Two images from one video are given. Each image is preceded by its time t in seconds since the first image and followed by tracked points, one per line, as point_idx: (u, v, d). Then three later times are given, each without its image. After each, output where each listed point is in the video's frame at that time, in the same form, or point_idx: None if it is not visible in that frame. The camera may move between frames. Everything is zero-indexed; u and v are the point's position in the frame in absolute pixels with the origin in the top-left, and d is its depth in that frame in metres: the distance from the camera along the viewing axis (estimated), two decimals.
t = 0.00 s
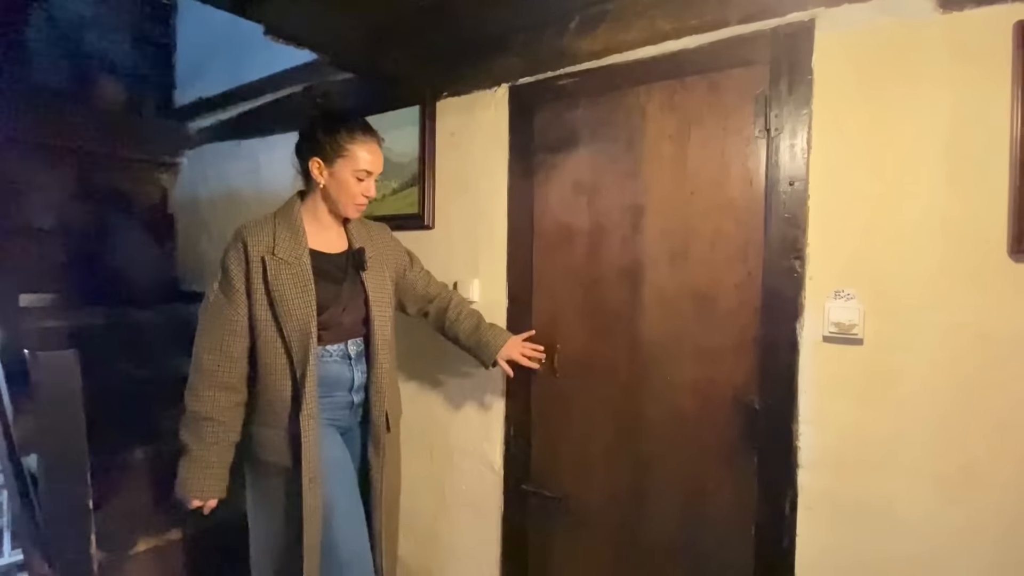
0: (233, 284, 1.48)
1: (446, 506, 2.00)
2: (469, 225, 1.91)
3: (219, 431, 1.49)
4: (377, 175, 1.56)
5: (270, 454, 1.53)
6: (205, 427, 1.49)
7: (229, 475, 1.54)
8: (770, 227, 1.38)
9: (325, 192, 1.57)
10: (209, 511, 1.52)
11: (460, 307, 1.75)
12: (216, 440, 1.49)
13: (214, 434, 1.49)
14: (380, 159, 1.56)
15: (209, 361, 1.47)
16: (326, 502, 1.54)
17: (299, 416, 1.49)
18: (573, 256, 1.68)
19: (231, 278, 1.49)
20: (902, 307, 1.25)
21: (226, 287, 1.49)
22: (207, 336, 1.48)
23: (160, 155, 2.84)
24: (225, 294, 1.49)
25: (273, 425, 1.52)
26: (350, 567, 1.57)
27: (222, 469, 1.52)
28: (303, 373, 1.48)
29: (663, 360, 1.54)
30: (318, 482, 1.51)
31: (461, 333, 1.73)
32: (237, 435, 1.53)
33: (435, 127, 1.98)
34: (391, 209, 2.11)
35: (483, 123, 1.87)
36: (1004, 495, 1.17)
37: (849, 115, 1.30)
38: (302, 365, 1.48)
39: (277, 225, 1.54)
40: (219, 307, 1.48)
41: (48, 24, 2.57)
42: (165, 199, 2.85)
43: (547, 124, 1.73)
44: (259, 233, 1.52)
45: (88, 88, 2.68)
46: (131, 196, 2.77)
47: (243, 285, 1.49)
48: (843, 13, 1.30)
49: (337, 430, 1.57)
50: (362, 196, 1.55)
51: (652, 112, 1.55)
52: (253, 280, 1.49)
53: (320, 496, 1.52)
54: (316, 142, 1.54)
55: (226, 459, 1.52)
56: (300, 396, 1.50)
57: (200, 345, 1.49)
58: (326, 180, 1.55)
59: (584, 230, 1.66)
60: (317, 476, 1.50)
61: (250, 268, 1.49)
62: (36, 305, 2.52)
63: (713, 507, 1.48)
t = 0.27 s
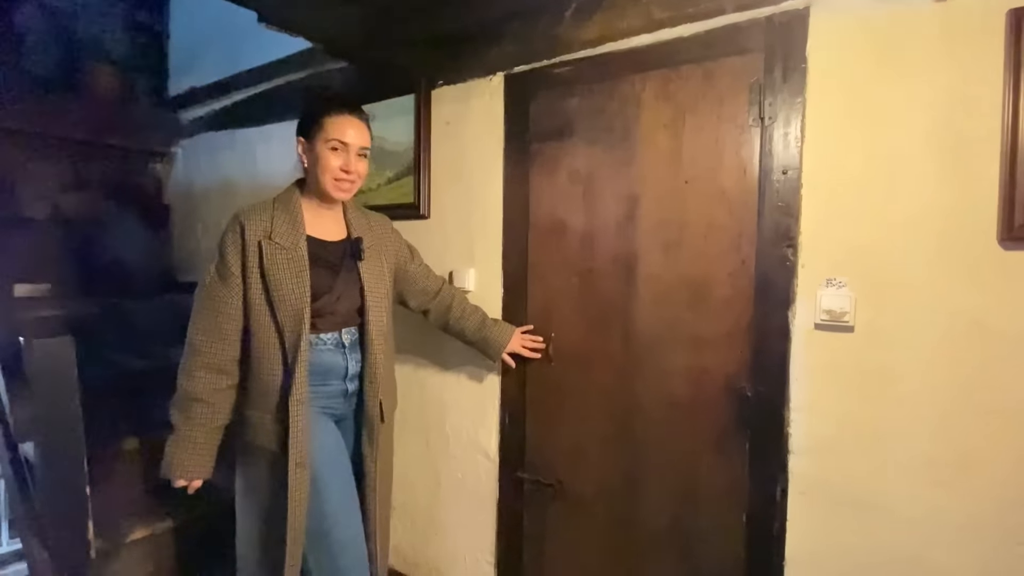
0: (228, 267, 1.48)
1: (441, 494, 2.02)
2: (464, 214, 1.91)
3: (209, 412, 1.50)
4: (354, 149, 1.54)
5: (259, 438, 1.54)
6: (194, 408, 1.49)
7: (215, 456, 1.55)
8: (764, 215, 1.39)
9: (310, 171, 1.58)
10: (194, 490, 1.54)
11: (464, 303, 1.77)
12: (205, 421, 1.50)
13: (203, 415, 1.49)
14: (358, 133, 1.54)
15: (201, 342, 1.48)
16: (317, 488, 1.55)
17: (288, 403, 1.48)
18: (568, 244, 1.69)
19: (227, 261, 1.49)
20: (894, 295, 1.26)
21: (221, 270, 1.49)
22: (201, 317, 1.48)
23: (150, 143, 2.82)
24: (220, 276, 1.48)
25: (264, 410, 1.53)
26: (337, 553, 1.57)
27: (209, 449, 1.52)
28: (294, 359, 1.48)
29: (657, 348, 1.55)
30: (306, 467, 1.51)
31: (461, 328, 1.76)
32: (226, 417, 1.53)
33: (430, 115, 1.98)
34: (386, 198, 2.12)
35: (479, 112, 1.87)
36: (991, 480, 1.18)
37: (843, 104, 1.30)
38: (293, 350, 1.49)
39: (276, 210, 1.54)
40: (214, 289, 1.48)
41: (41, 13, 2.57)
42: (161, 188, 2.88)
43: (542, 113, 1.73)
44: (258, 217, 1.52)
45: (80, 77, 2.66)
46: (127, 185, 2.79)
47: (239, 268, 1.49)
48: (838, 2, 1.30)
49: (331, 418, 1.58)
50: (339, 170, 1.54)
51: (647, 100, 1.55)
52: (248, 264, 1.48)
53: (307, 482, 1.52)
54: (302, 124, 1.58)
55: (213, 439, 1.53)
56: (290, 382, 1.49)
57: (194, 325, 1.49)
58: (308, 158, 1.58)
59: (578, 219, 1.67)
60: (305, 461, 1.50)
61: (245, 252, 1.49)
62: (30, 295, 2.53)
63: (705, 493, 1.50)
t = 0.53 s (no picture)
0: (224, 255, 1.48)
1: (439, 484, 2.03)
2: (462, 205, 1.91)
3: (204, 400, 1.50)
4: (336, 125, 1.55)
5: (254, 427, 1.54)
6: (191, 396, 1.49)
7: (212, 446, 1.54)
8: (761, 206, 1.39)
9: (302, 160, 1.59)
10: (192, 479, 1.53)
11: (462, 295, 1.77)
12: (201, 410, 1.50)
13: (199, 403, 1.49)
14: (339, 110, 1.56)
15: (197, 330, 1.48)
16: (314, 479, 1.56)
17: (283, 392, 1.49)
18: (566, 236, 1.69)
19: (223, 249, 1.49)
20: (891, 287, 1.26)
21: (218, 258, 1.49)
22: (198, 305, 1.49)
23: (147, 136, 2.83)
24: (217, 265, 1.49)
25: (260, 399, 1.52)
26: (335, 541, 1.58)
27: (206, 438, 1.52)
28: (288, 348, 1.48)
29: (654, 339, 1.55)
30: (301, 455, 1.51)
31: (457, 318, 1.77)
32: (222, 406, 1.53)
33: (428, 107, 1.97)
34: (384, 189, 2.11)
35: (476, 102, 1.86)
36: (986, 469, 1.19)
37: (841, 94, 1.30)
38: (288, 339, 1.49)
39: (272, 199, 1.54)
40: (211, 277, 1.49)
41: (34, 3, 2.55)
42: (157, 180, 2.86)
43: (540, 103, 1.72)
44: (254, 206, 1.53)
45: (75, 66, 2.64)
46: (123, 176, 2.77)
47: (235, 256, 1.49)
48: None
49: (329, 410, 1.58)
50: (323, 147, 1.54)
51: (646, 91, 1.54)
52: (244, 252, 1.48)
53: (302, 471, 1.52)
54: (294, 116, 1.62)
55: (210, 428, 1.53)
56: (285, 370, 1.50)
57: (190, 314, 1.49)
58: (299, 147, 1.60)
59: (576, 210, 1.67)
60: (299, 451, 1.51)
61: (241, 240, 1.49)
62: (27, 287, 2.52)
63: (702, 484, 1.50)
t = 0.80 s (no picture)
0: (218, 243, 1.47)
1: (437, 476, 2.03)
2: (460, 196, 1.90)
3: (199, 390, 1.49)
4: (330, 110, 1.55)
5: (253, 417, 1.54)
6: (185, 386, 1.48)
7: (207, 436, 1.54)
8: (760, 196, 1.38)
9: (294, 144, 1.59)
10: (182, 470, 1.51)
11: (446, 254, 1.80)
12: (196, 400, 1.49)
13: (194, 393, 1.48)
14: (334, 96, 1.57)
15: (192, 319, 1.47)
16: (314, 470, 1.55)
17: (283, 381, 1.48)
18: (563, 226, 1.68)
19: (216, 237, 1.48)
20: (890, 278, 1.25)
21: (211, 247, 1.48)
22: (193, 295, 1.48)
23: (143, 125, 2.82)
24: (211, 253, 1.48)
25: (258, 388, 1.52)
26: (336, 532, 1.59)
27: (201, 429, 1.52)
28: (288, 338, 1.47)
29: (652, 329, 1.55)
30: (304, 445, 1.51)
31: (454, 278, 1.77)
32: (217, 396, 1.53)
33: (424, 99, 1.96)
34: (380, 180, 2.10)
35: (473, 92, 1.85)
36: (984, 459, 1.19)
37: (841, 83, 1.29)
38: (287, 328, 1.48)
39: (266, 186, 1.53)
40: (205, 266, 1.48)
41: None
42: (153, 172, 2.85)
43: (538, 93, 1.71)
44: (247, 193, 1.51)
45: (71, 58, 2.63)
46: (118, 168, 2.76)
47: (229, 245, 1.48)
48: None
49: (328, 402, 1.58)
50: (314, 130, 1.54)
51: (645, 81, 1.53)
52: (238, 240, 1.47)
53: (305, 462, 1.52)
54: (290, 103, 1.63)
55: (205, 419, 1.52)
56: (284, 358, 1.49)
57: (185, 303, 1.48)
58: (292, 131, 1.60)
59: (574, 200, 1.66)
60: (302, 440, 1.50)
61: (235, 228, 1.48)
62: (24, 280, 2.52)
63: (699, 474, 1.50)
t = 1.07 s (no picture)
0: (209, 239, 1.47)
1: (434, 469, 2.03)
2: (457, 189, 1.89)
3: (197, 387, 1.49)
4: (323, 103, 1.53)
5: (254, 412, 1.54)
6: (183, 385, 1.48)
7: (208, 434, 1.54)
8: (758, 188, 1.37)
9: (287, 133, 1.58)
10: (185, 469, 1.52)
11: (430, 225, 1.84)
12: (194, 398, 1.49)
13: (192, 391, 1.49)
14: (329, 89, 1.54)
15: (187, 317, 1.47)
16: (317, 465, 1.55)
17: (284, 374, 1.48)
18: (561, 219, 1.67)
19: (207, 234, 1.47)
20: (888, 270, 1.25)
21: (203, 243, 1.48)
22: (186, 293, 1.48)
23: (140, 120, 2.82)
24: (202, 250, 1.48)
25: (256, 384, 1.52)
26: (339, 526, 1.59)
27: (201, 427, 1.52)
28: (285, 332, 1.47)
29: (649, 322, 1.54)
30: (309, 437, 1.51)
31: (450, 238, 1.80)
32: (216, 394, 1.53)
33: (422, 91, 1.95)
34: (377, 173, 2.09)
35: (471, 84, 1.84)
36: (982, 451, 1.18)
37: (839, 75, 1.28)
38: (283, 321, 1.47)
39: (254, 180, 1.52)
40: (197, 263, 1.47)
41: None
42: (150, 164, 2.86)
43: (536, 85, 1.70)
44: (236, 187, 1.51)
45: (67, 49, 2.61)
46: (115, 160, 2.76)
47: (220, 240, 1.48)
48: None
49: (325, 398, 1.58)
50: (306, 122, 1.52)
51: (643, 72, 1.52)
52: (230, 235, 1.47)
53: (310, 456, 1.52)
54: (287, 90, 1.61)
55: (205, 417, 1.52)
56: (283, 352, 1.48)
57: (179, 302, 1.48)
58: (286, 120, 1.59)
59: (572, 193, 1.65)
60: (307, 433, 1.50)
61: (226, 223, 1.47)
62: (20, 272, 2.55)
63: (696, 467, 1.50)
